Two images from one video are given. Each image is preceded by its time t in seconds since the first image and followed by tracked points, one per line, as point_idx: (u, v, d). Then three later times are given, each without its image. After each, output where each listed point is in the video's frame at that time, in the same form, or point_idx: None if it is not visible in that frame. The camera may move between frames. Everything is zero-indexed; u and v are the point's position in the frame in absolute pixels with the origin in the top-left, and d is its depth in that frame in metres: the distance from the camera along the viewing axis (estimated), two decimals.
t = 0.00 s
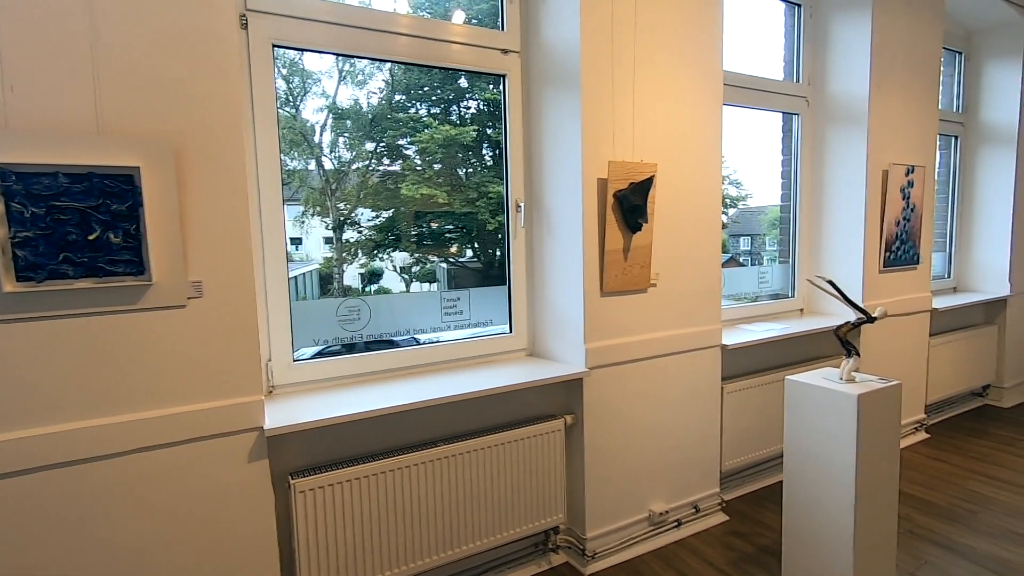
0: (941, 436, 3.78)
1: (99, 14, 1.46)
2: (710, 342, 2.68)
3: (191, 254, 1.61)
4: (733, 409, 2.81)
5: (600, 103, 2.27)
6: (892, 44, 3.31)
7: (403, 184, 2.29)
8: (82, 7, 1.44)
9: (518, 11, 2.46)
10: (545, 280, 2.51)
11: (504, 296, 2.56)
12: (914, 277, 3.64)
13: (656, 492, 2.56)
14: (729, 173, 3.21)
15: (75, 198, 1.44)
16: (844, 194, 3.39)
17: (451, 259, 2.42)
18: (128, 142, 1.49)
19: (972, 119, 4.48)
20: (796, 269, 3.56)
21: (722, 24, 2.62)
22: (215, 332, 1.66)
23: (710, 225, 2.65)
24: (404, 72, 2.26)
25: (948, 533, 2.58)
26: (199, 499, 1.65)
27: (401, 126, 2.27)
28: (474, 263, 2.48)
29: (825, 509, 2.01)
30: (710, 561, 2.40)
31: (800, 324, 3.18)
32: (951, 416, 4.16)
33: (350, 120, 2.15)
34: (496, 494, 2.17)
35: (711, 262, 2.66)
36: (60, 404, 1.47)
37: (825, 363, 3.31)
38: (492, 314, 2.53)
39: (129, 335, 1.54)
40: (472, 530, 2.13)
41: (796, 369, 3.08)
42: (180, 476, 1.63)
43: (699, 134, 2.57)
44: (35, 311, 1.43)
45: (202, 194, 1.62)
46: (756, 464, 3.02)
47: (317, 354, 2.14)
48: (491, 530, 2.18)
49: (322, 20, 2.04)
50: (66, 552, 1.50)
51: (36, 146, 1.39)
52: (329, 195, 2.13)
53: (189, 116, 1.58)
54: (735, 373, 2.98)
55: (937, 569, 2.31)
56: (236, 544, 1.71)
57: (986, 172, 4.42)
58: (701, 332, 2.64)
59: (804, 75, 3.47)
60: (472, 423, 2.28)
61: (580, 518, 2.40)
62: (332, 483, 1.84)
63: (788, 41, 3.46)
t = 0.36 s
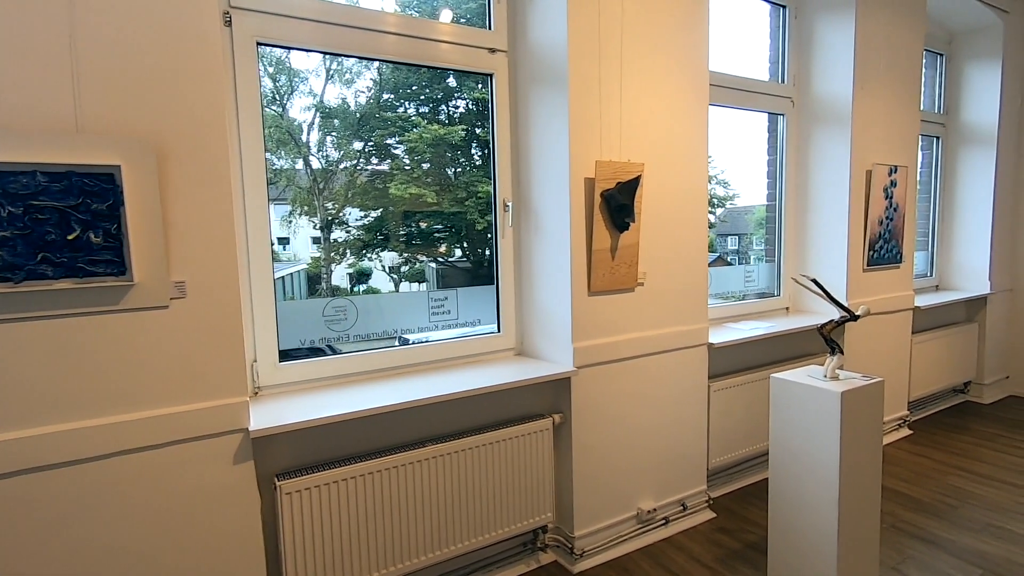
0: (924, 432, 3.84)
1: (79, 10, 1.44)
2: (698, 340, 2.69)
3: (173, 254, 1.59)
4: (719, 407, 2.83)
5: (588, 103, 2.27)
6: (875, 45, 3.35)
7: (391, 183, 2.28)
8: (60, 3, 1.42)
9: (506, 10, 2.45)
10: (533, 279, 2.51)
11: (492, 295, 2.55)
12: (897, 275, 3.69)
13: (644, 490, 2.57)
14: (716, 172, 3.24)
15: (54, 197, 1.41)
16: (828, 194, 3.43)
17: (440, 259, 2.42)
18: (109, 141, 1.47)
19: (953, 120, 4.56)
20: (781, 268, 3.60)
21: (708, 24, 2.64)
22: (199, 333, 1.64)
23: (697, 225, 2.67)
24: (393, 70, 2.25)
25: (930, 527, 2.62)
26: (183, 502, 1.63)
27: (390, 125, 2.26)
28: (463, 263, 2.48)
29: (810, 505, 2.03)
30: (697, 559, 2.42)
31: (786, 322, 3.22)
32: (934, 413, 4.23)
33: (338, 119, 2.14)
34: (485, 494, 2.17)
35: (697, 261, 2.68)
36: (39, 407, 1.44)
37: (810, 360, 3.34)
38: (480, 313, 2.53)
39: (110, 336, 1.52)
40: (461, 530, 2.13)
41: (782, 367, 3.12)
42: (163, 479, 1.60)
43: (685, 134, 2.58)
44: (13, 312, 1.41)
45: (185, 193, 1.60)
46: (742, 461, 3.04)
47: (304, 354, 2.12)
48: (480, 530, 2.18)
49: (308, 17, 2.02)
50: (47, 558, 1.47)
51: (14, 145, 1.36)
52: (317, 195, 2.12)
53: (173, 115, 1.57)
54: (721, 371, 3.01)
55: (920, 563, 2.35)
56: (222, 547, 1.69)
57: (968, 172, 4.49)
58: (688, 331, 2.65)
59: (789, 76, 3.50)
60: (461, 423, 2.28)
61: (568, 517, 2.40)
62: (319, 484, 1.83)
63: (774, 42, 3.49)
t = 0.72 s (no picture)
0: (908, 429, 3.89)
1: (57, 5, 1.41)
2: (685, 339, 2.71)
3: (155, 254, 1.57)
4: (707, 406, 2.85)
5: (576, 102, 2.27)
6: (860, 47, 3.39)
7: (380, 182, 2.27)
8: None
9: (493, 9, 2.45)
10: (521, 279, 2.50)
11: (481, 295, 2.55)
12: (881, 274, 3.74)
13: (632, 489, 2.58)
14: (705, 172, 3.26)
15: (32, 196, 1.38)
16: (814, 193, 3.46)
17: (429, 258, 2.41)
18: (88, 138, 1.44)
19: (937, 121, 4.62)
20: (768, 267, 3.63)
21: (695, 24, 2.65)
22: (182, 334, 1.61)
23: (685, 224, 2.68)
24: (381, 69, 2.23)
25: (914, 523, 2.65)
26: (167, 506, 1.61)
27: (378, 124, 2.24)
28: (452, 262, 2.47)
29: (796, 503, 2.04)
30: (686, 557, 2.43)
31: (773, 321, 3.24)
32: (917, 410, 4.29)
33: (325, 118, 2.12)
34: (473, 494, 2.16)
35: (685, 260, 2.69)
36: (17, 410, 1.41)
37: (797, 359, 3.37)
38: (468, 313, 2.52)
39: (90, 338, 1.49)
40: (449, 531, 2.12)
41: (769, 365, 3.14)
42: (145, 483, 1.58)
43: (673, 133, 2.59)
44: None
45: (167, 191, 1.58)
46: (730, 459, 3.06)
47: (291, 355, 2.10)
48: (469, 530, 2.17)
49: (293, 15, 2.00)
50: (25, 565, 1.44)
51: None
52: (305, 194, 2.10)
53: (154, 113, 1.54)
54: (709, 369, 3.02)
55: (905, 558, 2.38)
56: (206, 552, 1.67)
57: (951, 172, 4.55)
58: (676, 330, 2.66)
59: (775, 76, 3.53)
60: (449, 423, 2.27)
61: (557, 517, 2.40)
62: (306, 486, 1.81)
63: (760, 43, 3.51)
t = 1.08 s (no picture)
0: (893, 426, 3.93)
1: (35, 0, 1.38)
2: (673, 339, 2.72)
3: (136, 255, 1.54)
4: (695, 405, 2.86)
5: (563, 102, 2.27)
6: (845, 48, 3.42)
7: (369, 182, 2.25)
8: None
9: (481, 8, 2.44)
10: (509, 278, 2.50)
11: (469, 295, 2.54)
12: (866, 273, 3.78)
13: (621, 488, 2.58)
14: (694, 172, 3.28)
15: (8, 195, 1.35)
16: (800, 193, 3.50)
17: (420, 258, 2.40)
18: (66, 137, 1.42)
19: (921, 122, 4.68)
20: (755, 267, 3.65)
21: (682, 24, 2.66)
22: (165, 336, 1.59)
23: (673, 224, 2.69)
24: (370, 68, 2.22)
25: (898, 519, 2.68)
26: (149, 510, 1.58)
27: (367, 123, 2.23)
28: (442, 262, 2.47)
29: (783, 500, 2.06)
30: (674, 555, 2.44)
31: (760, 320, 3.27)
32: (902, 407, 4.34)
33: (314, 117, 2.11)
34: (462, 495, 2.16)
35: (673, 260, 2.70)
36: None
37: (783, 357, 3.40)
38: (456, 313, 2.51)
39: (69, 340, 1.46)
40: (437, 532, 2.11)
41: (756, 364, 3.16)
42: (126, 487, 1.55)
43: (661, 133, 2.60)
44: None
45: (148, 191, 1.55)
46: (718, 458, 3.08)
47: (278, 356, 2.09)
48: (457, 531, 2.16)
49: (280, 13, 1.98)
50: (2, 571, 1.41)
51: None
52: (293, 193, 2.08)
53: (135, 111, 1.52)
54: (697, 368, 3.04)
55: (889, 554, 2.40)
56: (190, 556, 1.64)
57: (934, 173, 4.61)
58: (663, 330, 2.67)
59: (762, 77, 3.56)
60: (437, 424, 2.26)
61: (545, 517, 2.40)
62: (291, 488, 1.80)
63: (747, 44, 3.54)
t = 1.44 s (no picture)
0: (879, 424, 3.97)
1: None
2: (661, 338, 2.72)
3: (115, 255, 1.52)
4: (683, 404, 2.87)
5: (550, 101, 2.26)
6: (831, 49, 3.45)
7: (360, 181, 2.24)
8: None
9: (468, 6, 2.42)
10: (497, 278, 2.49)
11: (456, 295, 2.53)
12: (853, 273, 3.81)
13: (609, 488, 2.59)
14: (684, 172, 3.29)
15: None
16: (786, 193, 3.52)
17: (411, 258, 2.39)
18: (43, 135, 1.39)
19: (906, 122, 4.72)
20: (743, 266, 3.67)
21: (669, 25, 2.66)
22: (144, 338, 1.57)
23: (660, 224, 2.69)
24: (360, 67, 2.21)
25: (884, 517, 2.70)
26: (130, 514, 1.56)
27: (357, 123, 2.22)
28: (433, 262, 2.46)
29: (769, 499, 2.07)
30: (662, 555, 2.44)
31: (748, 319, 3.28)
32: (888, 405, 4.38)
33: (304, 116, 2.09)
34: (449, 496, 2.15)
35: (660, 259, 2.71)
36: None
37: (770, 356, 3.42)
38: (445, 313, 2.50)
39: (46, 342, 1.43)
40: (425, 534, 2.10)
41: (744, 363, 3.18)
42: (106, 491, 1.52)
43: (648, 133, 2.60)
44: None
45: (127, 189, 1.53)
46: (706, 457, 3.09)
47: (264, 357, 2.07)
48: (445, 532, 2.15)
49: (265, 10, 1.96)
50: None
51: None
52: (283, 193, 2.07)
53: (113, 108, 1.49)
54: (685, 368, 3.05)
55: (875, 552, 2.42)
56: (172, 560, 1.62)
57: (920, 173, 4.65)
58: (651, 329, 2.67)
59: (749, 78, 3.57)
60: (424, 424, 2.24)
61: (533, 517, 2.40)
62: (275, 491, 1.78)
63: (734, 44, 3.55)
